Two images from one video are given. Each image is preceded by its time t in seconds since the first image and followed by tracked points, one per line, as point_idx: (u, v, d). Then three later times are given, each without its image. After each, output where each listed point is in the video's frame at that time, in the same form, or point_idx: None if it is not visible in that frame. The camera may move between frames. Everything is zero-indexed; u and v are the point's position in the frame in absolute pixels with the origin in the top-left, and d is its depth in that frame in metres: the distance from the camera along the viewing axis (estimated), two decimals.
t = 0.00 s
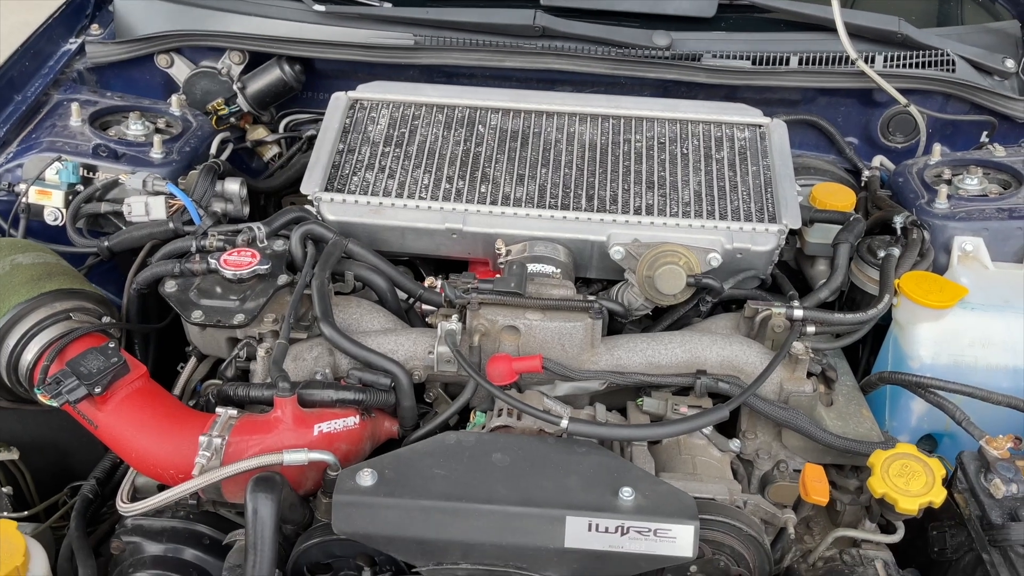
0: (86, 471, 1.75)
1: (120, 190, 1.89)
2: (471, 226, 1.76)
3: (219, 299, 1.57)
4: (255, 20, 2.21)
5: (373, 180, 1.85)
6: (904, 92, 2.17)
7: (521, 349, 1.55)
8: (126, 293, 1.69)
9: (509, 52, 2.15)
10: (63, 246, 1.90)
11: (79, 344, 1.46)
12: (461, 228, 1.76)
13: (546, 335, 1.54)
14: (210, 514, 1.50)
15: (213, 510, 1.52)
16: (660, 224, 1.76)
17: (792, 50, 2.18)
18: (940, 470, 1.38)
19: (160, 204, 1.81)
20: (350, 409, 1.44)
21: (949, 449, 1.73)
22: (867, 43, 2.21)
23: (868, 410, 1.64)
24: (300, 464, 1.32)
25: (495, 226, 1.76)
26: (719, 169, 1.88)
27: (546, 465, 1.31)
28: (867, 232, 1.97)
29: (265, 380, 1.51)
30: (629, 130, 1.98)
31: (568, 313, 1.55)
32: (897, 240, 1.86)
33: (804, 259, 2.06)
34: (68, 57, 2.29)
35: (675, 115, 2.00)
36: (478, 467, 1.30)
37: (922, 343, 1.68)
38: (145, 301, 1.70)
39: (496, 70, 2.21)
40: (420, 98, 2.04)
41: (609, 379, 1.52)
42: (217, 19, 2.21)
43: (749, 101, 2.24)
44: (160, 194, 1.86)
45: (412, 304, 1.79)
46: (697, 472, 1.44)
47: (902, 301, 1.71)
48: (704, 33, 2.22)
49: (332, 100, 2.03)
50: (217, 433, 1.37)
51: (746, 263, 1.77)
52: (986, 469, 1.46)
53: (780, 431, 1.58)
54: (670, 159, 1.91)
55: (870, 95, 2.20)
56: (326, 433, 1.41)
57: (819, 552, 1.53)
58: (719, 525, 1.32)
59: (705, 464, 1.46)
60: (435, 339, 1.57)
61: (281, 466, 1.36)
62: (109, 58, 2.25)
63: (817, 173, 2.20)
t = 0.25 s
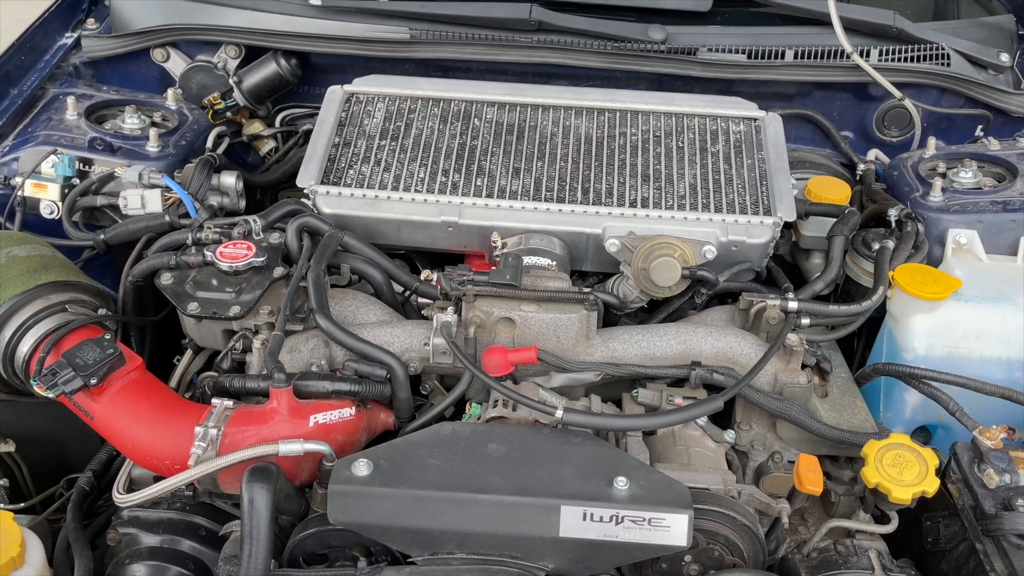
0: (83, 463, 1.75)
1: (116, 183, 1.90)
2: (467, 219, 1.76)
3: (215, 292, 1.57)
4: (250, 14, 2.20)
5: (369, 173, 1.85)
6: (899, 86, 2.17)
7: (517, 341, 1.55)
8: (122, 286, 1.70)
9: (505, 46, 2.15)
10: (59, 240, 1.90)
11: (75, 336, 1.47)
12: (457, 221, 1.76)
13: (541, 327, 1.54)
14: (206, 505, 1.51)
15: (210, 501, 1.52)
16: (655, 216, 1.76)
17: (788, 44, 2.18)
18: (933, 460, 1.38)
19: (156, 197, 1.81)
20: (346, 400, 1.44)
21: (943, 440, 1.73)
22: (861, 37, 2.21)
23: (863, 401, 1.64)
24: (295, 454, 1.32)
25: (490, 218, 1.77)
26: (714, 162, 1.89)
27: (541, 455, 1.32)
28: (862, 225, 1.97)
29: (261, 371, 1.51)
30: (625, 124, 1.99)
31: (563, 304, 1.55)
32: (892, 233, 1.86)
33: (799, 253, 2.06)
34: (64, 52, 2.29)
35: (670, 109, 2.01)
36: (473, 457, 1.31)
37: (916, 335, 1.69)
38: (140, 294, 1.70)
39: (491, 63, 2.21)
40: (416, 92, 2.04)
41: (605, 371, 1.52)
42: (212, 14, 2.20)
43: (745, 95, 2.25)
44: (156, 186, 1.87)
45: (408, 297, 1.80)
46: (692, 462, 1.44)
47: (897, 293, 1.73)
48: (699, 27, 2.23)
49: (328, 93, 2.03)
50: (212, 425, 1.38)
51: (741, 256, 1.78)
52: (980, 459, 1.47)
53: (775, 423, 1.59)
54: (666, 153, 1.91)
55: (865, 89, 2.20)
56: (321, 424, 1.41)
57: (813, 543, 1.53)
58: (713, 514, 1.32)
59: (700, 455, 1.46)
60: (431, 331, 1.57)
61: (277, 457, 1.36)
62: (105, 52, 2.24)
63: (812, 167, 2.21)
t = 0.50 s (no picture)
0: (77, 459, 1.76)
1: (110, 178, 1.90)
2: (461, 215, 1.76)
3: (209, 287, 1.58)
4: (245, 10, 2.20)
5: (363, 169, 1.85)
6: (893, 81, 2.18)
7: (511, 335, 1.55)
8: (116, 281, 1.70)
9: (500, 41, 2.15)
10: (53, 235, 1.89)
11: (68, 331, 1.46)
12: (451, 216, 1.76)
13: (535, 321, 1.55)
14: (200, 500, 1.52)
15: (204, 495, 1.53)
16: (649, 212, 1.76)
17: (782, 39, 2.19)
18: (925, 453, 1.39)
19: (150, 193, 1.81)
20: (340, 395, 1.44)
21: (936, 435, 1.74)
22: (856, 33, 2.21)
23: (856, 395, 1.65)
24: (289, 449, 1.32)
25: (484, 214, 1.77)
26: (708, 157, 1.89)
27: (535, 449, 1.32)
28: (856, 220, 1.98)
29: (255, 366, 1.51)
30: (619, 119, 1.99)
31: (556, 299, 1.55)
32: (885, 227, 1.86)
33: (793, 248, 2.07)
34: (58, 48, 2.28)
35: (665, 104, 2.01)
36: (467, 451, 1.31)
37: (909, 329, 1.70)
38: (134, 289, 1.71)
39: (487, 59, 2.21)
40: (411, 87, 2.04)
41: (599, 365, 1.52)
42: (207, 10, 2.21)
43: (739, 91, 2.25)
44: (150, 181, 1.86)
45: (402, 292, 1.79)
46: (685, 456, 1.44)
47: (890, 288, 1.72)
48: (694, 22, 2.23)
49: (323, 89, 2.03)
50: (206, 419, 1.38)
51: (735, 251, 1.78)
52: (972, 452, 1.47)
53: (768, 417, 1.59)
54: (660, 148, 1.91)
55: (860, 85, 2.21)
56: (315, 419, 1.41)
57: (806, 536, 1.54)
58: (706, 508, 1.32)
59: (693, 449, 1.46)
60: (425, 325, 1.58)
61: (271, 451, 1.37)
62: (98, 48, 2.24)
63: (806, 162, 2.21)
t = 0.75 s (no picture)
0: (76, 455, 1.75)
1: (108, 174, 1.89)
2: (460, 210, 1.76)
3: (208, 282, 1.57)
4: (245, 5, 2.22)
5: (362, 164, 1.85)
6: (892, 77, 2.18)
7: (511, 330, 1.56)
8: (114, 277, 1.70)
9: (498, 36, 2.15)
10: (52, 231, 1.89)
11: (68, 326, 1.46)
12: (450, 212, 1.76)
13: (535, 316, 1.55)
14: (200, 496, 1.51)
15: (203, 491, 1.52)
16: (649, 207, 1.76)
17: (780, 34, 2.19)
18: (924, 447, 1.39)
19: (149, 188, 1.80)
20: (340, 390, 1.44)
21: (934, 429, 1.74)
22: (855, 28, 2.23)
23: (854, 390, 1.66)
24: (290, 443, 1.32)
25: (483, 209, 1.77)
26: (707, 152, 1.89)
27: (536, 443, 1.32)
28: (854, 215, 1.98)
29: (255, 361, 1.51)
30: (618, 114, 1.99)
31: (556, 294, 1.55)
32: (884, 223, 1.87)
33: (792, 243, 2.07)
34: (56, 43, 2.27)
35: (664, 99, 2.01)
36: (467, 446, 1.31)
37: (908, 324, 1.70)
38: (133, 284, 1.70)
39: (485, 54, 2.21)
40: (409, 82, 2.04)
41: (599, 360, 1.53)
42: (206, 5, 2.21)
43: (738, 87, 2.25)
44: (148, 177, 1.85)
45: (401, 287, 1.78)
46: (685, 450, 1.45)
47: (888, 282, 1.73)
48: (692, 18, 2.24)
49: (321, 84, 2.02)
50: (206, 414, 1.38)
51: (734, 246, 1.78)
52: (970, 447, 1.47)
53: (768, 411, 1.60)
54: (659, 143, 1.91)
55: (858, 80, 2.21)
56: (315, 414, 1.41)
57: (805, 530, 1.55)
58: (706, 502, 1.32)
59: (693, 443, 1.47)
60: (424, 320, 1.57)
61: (271, 446, 1.36)
62: (96, 43, 2.23)
63: (805, 158, 2.21)
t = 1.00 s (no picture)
0: (72, 454, 1.75)
1: (103, 172, 1.89)
2: (457, 208, 1.76)
3: (203, 280, 1.56)
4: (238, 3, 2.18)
5: (358, 161, 1.84)
6: (889, 74, 2.18)
7: (507, 328, 1.55)
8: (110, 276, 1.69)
9: (495, 33, 2.14)
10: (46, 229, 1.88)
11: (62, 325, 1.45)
12: (447, 210, 1.75)
13: (532, 314, 1.54)
14: (195, 495, 1.50)
15: (199, 491, 1.52)
16: (646, 204, 1.75)
17: (777, 32, 2.19)
18: (921, 444, 1.39)
19: (143, 185, 1.79)
20: (336, 388, 1.44)
21: (931, 427, 1.74)
22: (852, 26, 2.22)
23: (851, 387, 1.66)
24: (286, 442, 1.32)
25: (479, 207, 1.76)
26: (704, 150, 1.89)
27: (533, 442, 1.32)
28: (851, 213, 1.98)
29: (250, 359, 1.51)
30: (615, 112, 1.99)
31: (553, 293, 1.54)
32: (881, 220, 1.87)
33: (788, 241, 2.07)
34: (50, 40, 2.26)
35: (660, 97, 2.01)
36: (464, 445, 1.31)
37: (905, 322, 1.70)
38: (128, 283, 1.69)
39: (482, 52, 2.20)
40: (405, 80, 2.03)
41: (596, 358, 1.52)
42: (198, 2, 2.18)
43: (734, 84, 2.24)
44: (143, 175, 1.85)
45: (397, 285, 1.78)
46: (682, 448, 1.44)
47: (886, 280, 1.72)
48: (689, 15, 2.23)
49: (317, 81, 2.02)
50: (201, 413, 1.37)
51: (731, 243, 1.78)
52: (967, 444, 1.47)
53: (765, 409, 1.59)
54: (656, 140, 1.91)
55: (855, 77, 2.20)
56: (311, 412, 1.41)
57: (802, 529, 1.54)
58: (703, 500, 1.32)
59: (690, 441, 1.47)
60: (421, 319, 1.57)
61: (267, 445, 1.36)
62: (90, 40, 2.22)
63: (802, 155, 2.20)
